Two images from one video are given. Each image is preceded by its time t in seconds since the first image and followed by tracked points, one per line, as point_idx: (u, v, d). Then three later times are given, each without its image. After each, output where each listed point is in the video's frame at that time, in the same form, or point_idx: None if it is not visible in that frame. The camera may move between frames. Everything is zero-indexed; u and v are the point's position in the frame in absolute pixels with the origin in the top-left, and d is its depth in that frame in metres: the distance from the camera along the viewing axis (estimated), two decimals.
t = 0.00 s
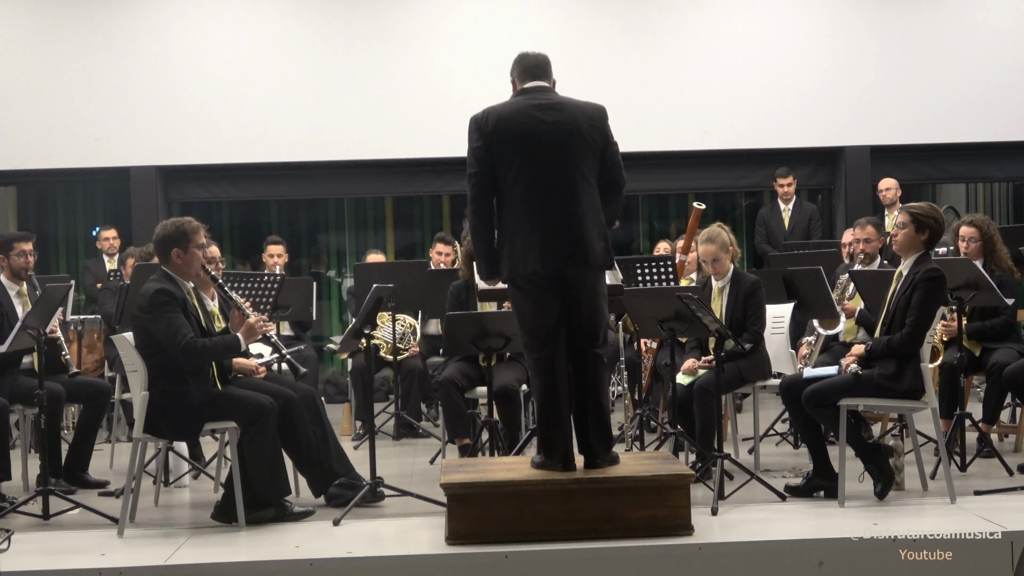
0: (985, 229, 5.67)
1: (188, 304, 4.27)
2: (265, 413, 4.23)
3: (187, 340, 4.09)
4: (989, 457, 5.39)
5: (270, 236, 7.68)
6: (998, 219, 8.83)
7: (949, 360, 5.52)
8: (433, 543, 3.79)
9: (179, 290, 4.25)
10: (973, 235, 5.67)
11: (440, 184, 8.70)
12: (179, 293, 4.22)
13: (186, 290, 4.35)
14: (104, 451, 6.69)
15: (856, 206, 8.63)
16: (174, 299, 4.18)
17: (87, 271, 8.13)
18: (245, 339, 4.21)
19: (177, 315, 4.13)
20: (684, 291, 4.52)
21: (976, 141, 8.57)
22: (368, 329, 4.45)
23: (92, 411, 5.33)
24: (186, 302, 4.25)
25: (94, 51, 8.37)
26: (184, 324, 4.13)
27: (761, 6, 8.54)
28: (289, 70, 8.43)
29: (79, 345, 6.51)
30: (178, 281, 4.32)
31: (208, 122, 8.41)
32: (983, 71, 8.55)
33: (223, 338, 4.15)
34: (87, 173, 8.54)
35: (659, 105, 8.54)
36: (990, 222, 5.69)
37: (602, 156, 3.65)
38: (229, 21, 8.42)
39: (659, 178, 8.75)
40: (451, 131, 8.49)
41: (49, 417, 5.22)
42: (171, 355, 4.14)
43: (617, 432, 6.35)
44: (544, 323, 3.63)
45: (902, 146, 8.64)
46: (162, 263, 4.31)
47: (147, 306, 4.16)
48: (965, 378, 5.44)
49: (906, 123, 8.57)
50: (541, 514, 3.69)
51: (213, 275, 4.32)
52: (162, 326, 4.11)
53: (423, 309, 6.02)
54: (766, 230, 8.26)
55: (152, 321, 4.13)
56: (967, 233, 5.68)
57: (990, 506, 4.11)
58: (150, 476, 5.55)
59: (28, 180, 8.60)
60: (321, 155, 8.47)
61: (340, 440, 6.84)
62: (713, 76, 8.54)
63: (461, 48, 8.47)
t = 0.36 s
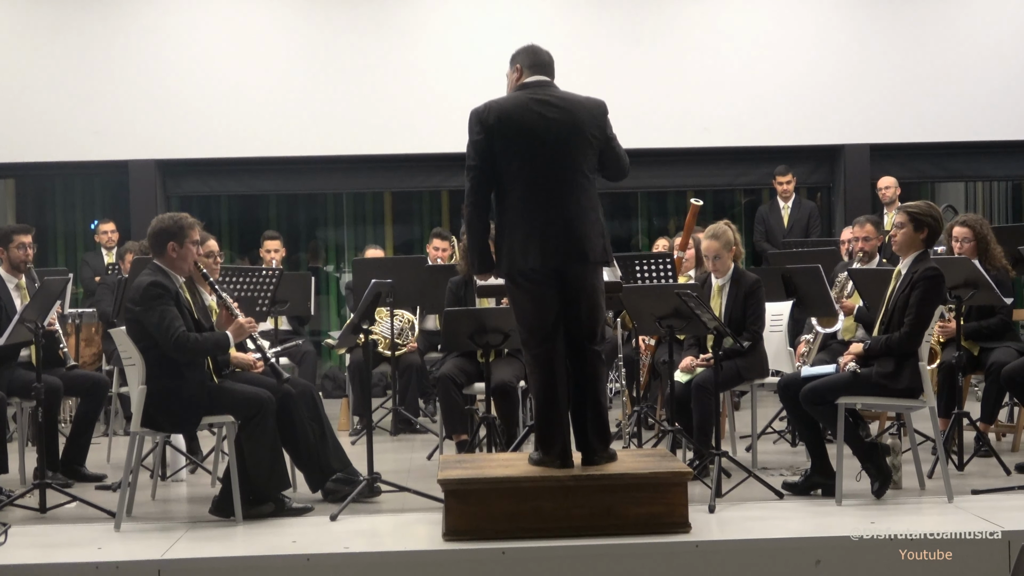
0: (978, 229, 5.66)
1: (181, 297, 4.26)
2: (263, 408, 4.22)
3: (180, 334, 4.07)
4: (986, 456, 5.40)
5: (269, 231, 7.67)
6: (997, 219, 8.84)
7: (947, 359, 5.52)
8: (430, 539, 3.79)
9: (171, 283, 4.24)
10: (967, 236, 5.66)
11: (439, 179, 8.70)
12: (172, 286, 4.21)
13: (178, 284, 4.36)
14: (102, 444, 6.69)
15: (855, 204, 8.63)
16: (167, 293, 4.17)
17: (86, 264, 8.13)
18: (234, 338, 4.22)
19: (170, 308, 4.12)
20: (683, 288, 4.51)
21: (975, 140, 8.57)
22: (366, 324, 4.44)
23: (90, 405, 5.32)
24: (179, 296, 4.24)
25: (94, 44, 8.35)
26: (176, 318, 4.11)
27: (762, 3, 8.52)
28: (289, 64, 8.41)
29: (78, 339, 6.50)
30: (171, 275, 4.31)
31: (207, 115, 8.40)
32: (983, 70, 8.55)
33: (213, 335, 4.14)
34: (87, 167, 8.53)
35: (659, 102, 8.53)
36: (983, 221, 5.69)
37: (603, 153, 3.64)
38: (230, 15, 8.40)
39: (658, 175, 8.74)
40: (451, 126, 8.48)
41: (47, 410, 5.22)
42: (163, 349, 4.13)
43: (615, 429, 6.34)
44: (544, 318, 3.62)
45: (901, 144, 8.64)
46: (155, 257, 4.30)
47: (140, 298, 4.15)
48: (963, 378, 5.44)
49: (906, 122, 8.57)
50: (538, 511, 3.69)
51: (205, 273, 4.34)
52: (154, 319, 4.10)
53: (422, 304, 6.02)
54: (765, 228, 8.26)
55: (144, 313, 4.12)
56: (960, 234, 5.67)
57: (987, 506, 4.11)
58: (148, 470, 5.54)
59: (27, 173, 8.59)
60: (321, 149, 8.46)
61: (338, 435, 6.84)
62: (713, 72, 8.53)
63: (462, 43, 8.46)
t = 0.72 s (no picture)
0: (970, 227, 5.67)
1: (176, 297, 4.26)
2: (262, 406, 4.21)
3: (170, 335, 4.09)
4: (984, 454, 5.40)
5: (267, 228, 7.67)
6: (995, 216, 8.84)
7: (945, 357, 5.52)
8: (428, 537, 3.79)
9: (167, 282, 4.23)
10: (960, 234, 5.65)
11: (438, 177, 8.69)
12: (167, 285, 4.20)
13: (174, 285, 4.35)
14: (100, 442, 6.68)
15: (853, 202, 8.63)
16: (161, 291, 4.17)
17: (83, 261, 8.13)
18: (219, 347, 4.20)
19: (163, 309, 4.12)
20: (681, 286, 4.51)
21: (973, 137, 8.57)
22: (365, 322, 4.44)
23: (88, 402, 5.32)
24: (173, 295, 4.24)
25: (92, 41, 8.34)
26: (168, 318, 4.12)
27: None
28: (288, 61, 8.41)
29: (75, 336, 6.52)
30: (166, 274, 4.30)
31: (206, 113, 8.39)
32: (982, 67, 8.54)
33: (199, 344, 4.13)
34: (85, 163, 8.52)
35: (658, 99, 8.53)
36: (975, 219, 5.70)
37: (600, 152, 3.63)
38: (228, 12, 8.39)
39: (657, 173, 8.74)
40: (449, 123, 8.47)
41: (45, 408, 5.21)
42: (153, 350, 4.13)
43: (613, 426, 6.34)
44: (540, 316, 3.62)
45: (900, 142, 8.63)
46: (152, 254, 4.29)
47: (134, 295, 4.14)
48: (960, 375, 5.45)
49: (905, 119, 8.57)
50: (537, 509, 3.69)
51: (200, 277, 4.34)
52: (147, 318, 4.10)
53: (420, 302, 6.02)
54: (763, 225, 8.26)
55: (137, 311, 4.12)
56: (952, 232, 5.66)
57: (985, 504, 4.11)
58: (146, 467, 5.54)
59: (25, 170, 8.57)
60: (319, 146, 8.45)
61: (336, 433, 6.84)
62: (712, 70, 8.52)
63: (461, 40, 8.45)
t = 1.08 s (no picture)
0: (968, 226, 5.66)
1: (172, 296, 4.25)
2: (262, 403, 4.21)
3: (163, 336, 4.08)
4: (983, 453, 5.40)
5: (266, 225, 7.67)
6: (993, 215, 8.84)
7: (944, 356, 5.52)
8: (427, 535, 3.79)
9: (163, 281, 4.22)
10: (958, 232, 5.64)
11: (437, 175, 8.69)
12: (164, 284, 4.20)
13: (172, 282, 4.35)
14: (98, 439, 6.68)
15: (853, 201, 8.63)
16: (156, 291, 4.15)
17: (82, 258, 8.13)
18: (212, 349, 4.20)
19: (158, 309, 4.11)
20: (679, 284, 4.51)
21: (972, 136, 8.57)
22: (363, 321, 4.42)
23: (87, 399, 5.32)
24: (170, 294, 4.23)
25: (92, 38, 8.33)
26: (161, 320, 4.11)
27: None
28: (288, 58, 8.40)
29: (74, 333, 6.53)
30: (164, 272, 4.30)
31: (205, 110, 8.38)
32: (982, 66, 8.54)
33: (192, 343, 4.14)
34: (83, 160, 8.51)
35: (658, 98, 8.53)
36: (972, 218, 5.68)
37: (598, 149, 3.59)
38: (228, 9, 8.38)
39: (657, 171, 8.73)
40: (449, 121, 8.47)
41: (44, 405, 5.21)
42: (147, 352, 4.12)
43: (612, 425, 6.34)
44: (535, 314, 3.62)
45: (899, 140, 8.63)
46: (150, 252, 4.28)
47: (129, 294, 4.13)
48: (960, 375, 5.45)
49: (905, 118, 8.56)
50: (536, 507, 3.69)
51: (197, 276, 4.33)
52: (141, 318, 4.08)
53: (420, 300, 6.03)
54: (762, 224, 8.26)
55: (131, 309, 4.10)
56: (950, 230, 5.66)
57: (984, 503, 4.11)
58: (144, 465, 5.54)
59: (23, 167, 8.56)
60: (318, 144, 8.44)
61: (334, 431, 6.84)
62: (712, 68, 8.52)
63: (461, 38, 8.44)
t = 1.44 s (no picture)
0: (968, 224, 5.65)
1: (177, 300, 4.22)
2: (261, 403, 4.22)
3: (167, 342, 4.06)
4: (983, 452, 5.40)
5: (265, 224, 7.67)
6: (992, 213, 8.85)
7: (944, 354, 5.53)
8: (428, 534, 3.79)
9: (169, 284, 4.20)
10: (958, 230, 5.63)
11: (435, 174, 8.69)
12: (169, 289, 4.17)
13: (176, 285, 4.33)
14: (98, 439, 6.68)
15: (852, 199, 8.63)
16: (161, 296, 4.13)
17: (81, 259, 8.13)
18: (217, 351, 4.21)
19: (162, 313, 4.09)
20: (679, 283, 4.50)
21: (971, 135, 8.57)
22: (363, 321, 4.41)
23: (86, 399, 5.32)
24: (174, 298, 4.21)
25: (91, 38, 8.32)
26: (165, 325, 4.09)
27: None
28: (286, 58, 8.40)
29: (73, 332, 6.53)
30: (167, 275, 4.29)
31: (205, 110, 8.38)
32: (981, 65, 8.54)
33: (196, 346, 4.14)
34: (83, 160, 8.51)
35: (657, 97, 8.53)
36: (973, 216, 5.68)
37: (597, 149, 3.59)
38: (227, 8, 8.38)
39: (656, 171, 8.73)
40: (448, 121, 8.47)
41: (43, 405, 5.21)
42: (147, 355, 4.12)
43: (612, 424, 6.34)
44: (535, 314, 3.62)
45: (898, 139, 8.63)
46: (156, 254, 4.28)
47: (135, 297, 4.11)
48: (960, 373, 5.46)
49: (904, 117, 8.56)
50: (535, 506, 3.68)
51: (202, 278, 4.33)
52: (145, 322, 4.07)
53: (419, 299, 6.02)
54: (762, 223, 8.27)
55: (135, 313, 4.08)
56: (950, 228, 5.65)
57: (984, 502, 4.11)
58: (143, 465, 5.54)
59: (23, 167, 8.56)
60: (317, 144, 8.44)
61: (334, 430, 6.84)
62: (711, 67, 8.52)
63: (460, 37, 8.44)
